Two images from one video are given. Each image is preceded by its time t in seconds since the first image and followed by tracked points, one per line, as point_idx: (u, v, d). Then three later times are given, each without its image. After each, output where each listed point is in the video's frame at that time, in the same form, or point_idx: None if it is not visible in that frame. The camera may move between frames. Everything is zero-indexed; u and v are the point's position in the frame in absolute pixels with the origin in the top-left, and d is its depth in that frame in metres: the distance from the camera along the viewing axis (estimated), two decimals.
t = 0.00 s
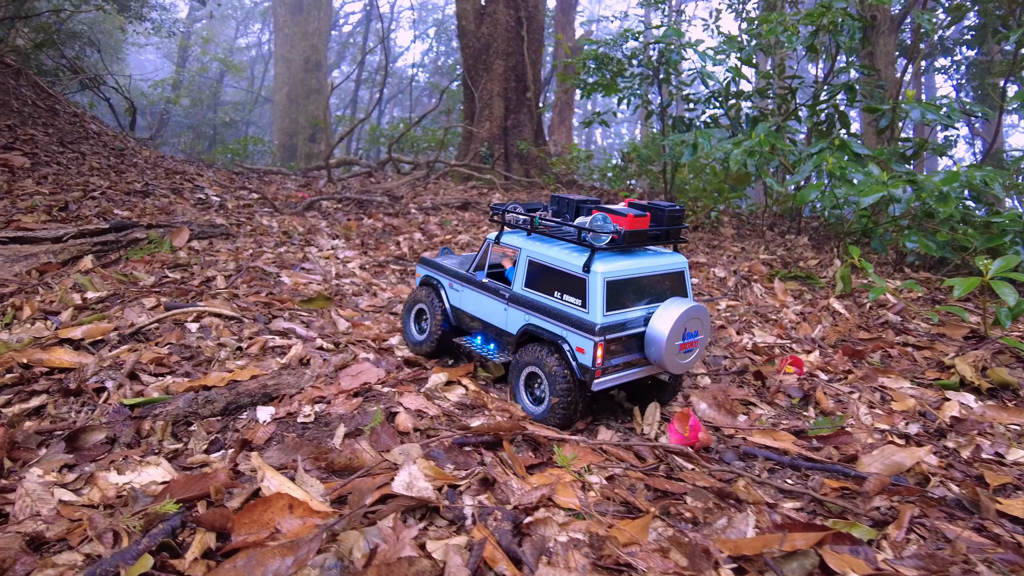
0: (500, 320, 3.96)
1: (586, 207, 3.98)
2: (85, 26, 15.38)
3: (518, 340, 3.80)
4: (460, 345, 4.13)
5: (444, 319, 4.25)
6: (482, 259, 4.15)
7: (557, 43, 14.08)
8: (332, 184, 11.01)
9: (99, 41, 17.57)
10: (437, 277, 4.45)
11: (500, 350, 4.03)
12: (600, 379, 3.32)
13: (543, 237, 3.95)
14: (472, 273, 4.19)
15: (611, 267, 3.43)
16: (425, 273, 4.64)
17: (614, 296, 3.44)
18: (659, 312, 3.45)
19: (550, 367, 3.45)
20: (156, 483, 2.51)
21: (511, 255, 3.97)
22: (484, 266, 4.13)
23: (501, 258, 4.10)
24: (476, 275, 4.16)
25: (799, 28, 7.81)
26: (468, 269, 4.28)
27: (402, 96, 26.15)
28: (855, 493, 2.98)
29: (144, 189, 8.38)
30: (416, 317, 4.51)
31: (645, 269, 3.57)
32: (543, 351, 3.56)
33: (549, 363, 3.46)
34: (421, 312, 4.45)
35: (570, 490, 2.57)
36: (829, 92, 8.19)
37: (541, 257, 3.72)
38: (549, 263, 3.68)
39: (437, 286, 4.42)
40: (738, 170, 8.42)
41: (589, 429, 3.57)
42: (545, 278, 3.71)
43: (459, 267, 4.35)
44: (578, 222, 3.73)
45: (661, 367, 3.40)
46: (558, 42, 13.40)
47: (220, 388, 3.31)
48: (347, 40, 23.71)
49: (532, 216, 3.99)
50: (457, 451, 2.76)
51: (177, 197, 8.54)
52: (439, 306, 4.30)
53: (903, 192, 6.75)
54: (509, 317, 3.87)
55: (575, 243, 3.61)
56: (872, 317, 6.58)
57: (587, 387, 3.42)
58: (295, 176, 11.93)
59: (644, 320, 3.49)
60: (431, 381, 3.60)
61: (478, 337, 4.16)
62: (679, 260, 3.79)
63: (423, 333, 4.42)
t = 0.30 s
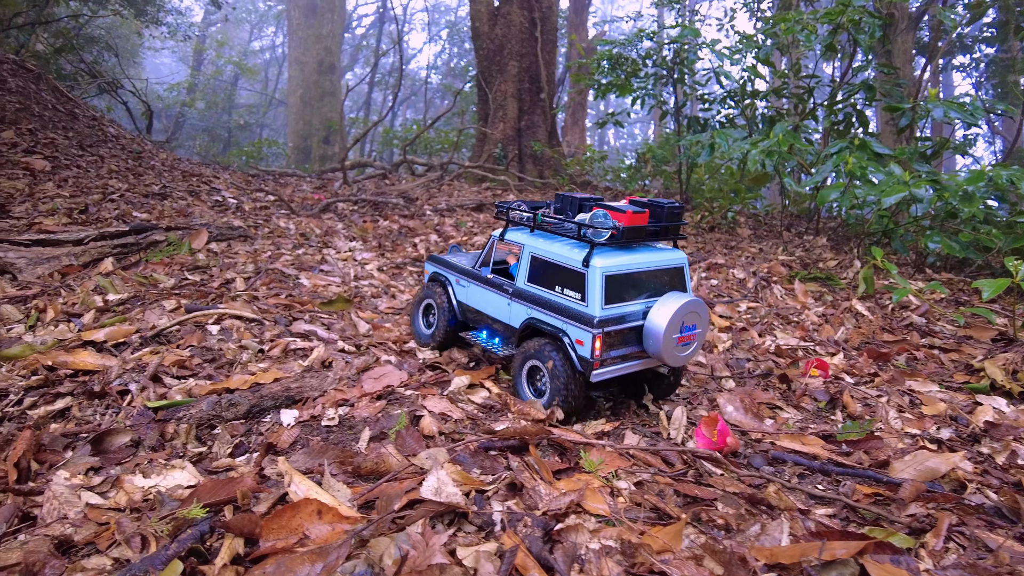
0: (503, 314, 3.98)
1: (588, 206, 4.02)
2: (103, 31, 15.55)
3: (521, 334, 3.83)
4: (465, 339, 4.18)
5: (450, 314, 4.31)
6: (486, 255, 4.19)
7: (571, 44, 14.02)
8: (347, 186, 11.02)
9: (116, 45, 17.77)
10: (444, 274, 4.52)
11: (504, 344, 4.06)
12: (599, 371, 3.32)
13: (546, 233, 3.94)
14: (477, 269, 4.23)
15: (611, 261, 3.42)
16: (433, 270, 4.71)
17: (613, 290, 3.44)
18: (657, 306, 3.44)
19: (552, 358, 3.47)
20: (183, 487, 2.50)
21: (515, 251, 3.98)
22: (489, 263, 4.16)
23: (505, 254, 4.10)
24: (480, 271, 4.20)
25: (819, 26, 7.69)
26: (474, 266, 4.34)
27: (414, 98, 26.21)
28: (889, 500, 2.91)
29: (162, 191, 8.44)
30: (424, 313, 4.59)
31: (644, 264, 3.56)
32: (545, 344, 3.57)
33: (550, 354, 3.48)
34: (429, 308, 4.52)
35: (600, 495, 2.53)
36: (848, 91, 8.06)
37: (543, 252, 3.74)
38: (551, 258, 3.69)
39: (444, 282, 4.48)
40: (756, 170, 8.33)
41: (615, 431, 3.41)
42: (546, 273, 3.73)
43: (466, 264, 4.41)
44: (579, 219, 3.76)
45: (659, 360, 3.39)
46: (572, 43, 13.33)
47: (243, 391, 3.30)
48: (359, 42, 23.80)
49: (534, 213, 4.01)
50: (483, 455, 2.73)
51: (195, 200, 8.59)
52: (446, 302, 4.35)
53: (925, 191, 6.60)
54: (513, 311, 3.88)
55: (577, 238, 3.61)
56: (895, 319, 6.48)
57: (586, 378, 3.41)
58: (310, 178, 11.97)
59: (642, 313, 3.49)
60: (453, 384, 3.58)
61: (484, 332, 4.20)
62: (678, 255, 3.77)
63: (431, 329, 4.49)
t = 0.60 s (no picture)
0: (505, 309, 4.06)
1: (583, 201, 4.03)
2: (121, 36, 15.74)
3: (520, 326, 3.91)
4: (469, 334, 4.25)
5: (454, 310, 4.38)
6: (488, 253, 4.29)
7: (584, 45, 13.97)
8: (361, 188, 11.05)
9: (133, 50, 17.99)
10: (447, 272, 4.59)
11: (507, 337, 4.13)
12: (595, 358, 3.41)
13: (543, 229, 4.02)
14: (479, 266, 4.31)
15: (604, 253, 3.54)
16: (436, 269, 4.79)
17: (607, 281, 3.54)
18: (651, 295, 3.56)
19: (549, 345, 3.57)
20: (210, 487, 2.51)
21: (515, 247, 4.08)
22: (490, 260, 4.26)
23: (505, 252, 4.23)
24: (483, 268, 4.28)
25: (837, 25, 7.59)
26: (476, 263, 4.41)
27: (427, 100, 26.27)
28: (917, 505, 2.87)
29: (180, 194, 8.52)
30: (429, 311, 4.66)
31: (636, 256, 3.68)
32: (543, 332, 3.67)
33: (548, 342, 3.58)
34: (434, 305, 4.60)
35: (624, 498, 2.52)
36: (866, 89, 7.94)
37: (540, 247, 3.84)
38: (548, 252, 3.80)
39: (447, 280, 4.55)
40: (773, 171, 8.25)
41: (637, 433, 3.38)
42: (544, 267, 3.83)
43: (468, 262, 4.48)
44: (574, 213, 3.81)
45: (653, 347, 3.50)
46: (586, 44, 13.27)
47: (266, 392, 3.32)
48: (373, 45, 23.89)
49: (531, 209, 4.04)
50: (506, 456, 2.72)
51: (213, 202, 8.67)
52: (450, 299, 4.43)
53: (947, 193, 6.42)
54: (513, 305, 3.96)
55: (572, 232, 3.70)
56: (917, 320, 6.38)
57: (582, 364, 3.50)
58: (325, 180, 12.02)
59: (636, 303, 3.60)
60: (474, 386, 3.58)
61: (487, 326, 4.28)
62: (669, 248, 3.89)
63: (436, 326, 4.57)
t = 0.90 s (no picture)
0: (514, 310, 4.07)
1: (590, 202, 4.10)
2: (138, 40, 15.87)
3: (529, 327, 3.91)
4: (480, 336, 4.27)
5: (465, 313, 4.41)
6: (496, 255, 4.31)
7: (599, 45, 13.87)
8: (376, 190, 11.03)
9: (149, 54, 18.14)
10: (457, 275, 4.63)
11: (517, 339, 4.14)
12: (603, 358, 3.39)
13: (549, 230, 4.05)
14: (488, 269, 4.34)
15: (609, 253, 3.52)
16: (448, 272, 4.83)
17: (614, 281, 3.52)
18: (658, 294, 3.53)
19: (556, 345, 3.56)
20: (232, 496, 2.48)
21: (522, 249, 4.10)
22: (498, 261, 4.31)
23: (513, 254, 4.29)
24: (492, 270, 4.31)
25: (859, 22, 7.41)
26: (485, 265, 4.44)
27: (440, 102, 26.27)
28: (957, 518, 2.77)
29: (197, 197, 8.55)
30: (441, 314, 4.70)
31: (643, 255, 3.64)
32: (550, 333, 3.66)
33: (555, 342, 3.57)
34: (445, 308, 4.64)
35: (655, 511, 2.45)
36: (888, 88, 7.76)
37: (546, 249, 3.85)
38: (554, 254, 3.79)
39: (457, 283, 4.59)
40: (793, 171, 8.12)
41: (665, 441, 3.31)
42: (551, 269, 3.82)
43: (477, 264, 4.51)
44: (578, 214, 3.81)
45: (662, 346, 3.48)
46: (601, 44, 13.17)
47: (286, 399, 3.28)
48: (386, 47, 23.94)
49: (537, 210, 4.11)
50: (532, 466, 2.66)
51: (229, 204, 8.69)
52: (459, 302, 4.47)
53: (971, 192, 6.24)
54: (521, 306, 3.97)
55: (577, 234, 3.71)
56: (944, 323, 6.24)
57: (591, 366, 3.48)
58: (340, 182, 12.03)
59: (644, 302, 3.57)
60: (496, 393, 3.53)
61: (497, 328, 4.30)
62: (677, 245, 3.85)
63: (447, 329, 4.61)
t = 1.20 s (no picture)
0: (517, 307, 4.14)
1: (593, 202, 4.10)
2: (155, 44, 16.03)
3: (531, 324, 3.99)
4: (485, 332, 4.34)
5: (469, 309, 4.50)
6: (500, 253, 4.36)
7: (612, 45, 13.78)
8: (390, 192, 11.04)
9: (166, 57, 18.33)
10: (462, 271, 4.70)
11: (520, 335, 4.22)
12: (602, 357, 3.48)
13: (552, 231, 4.06)
14: (492, 265, 4.40)
15: (610, 255, 3.57)
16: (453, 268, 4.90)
17: (614, 281, 3.57)
18: (657, 295, 3.59)
19: (558, 341, 3.63)
20: (248, 501, 2.47)
21: (525, 248, 4.15)
22: (502, 259, 4.31)
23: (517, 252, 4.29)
24: (495, 267, 4.37)
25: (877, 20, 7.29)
26: (489, 262, 4.50)
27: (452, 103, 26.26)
28: (986, 527, 2.69)
29: (212, 199, 8.60)
30: (446, 309, 4.79)
31: (643, 256, 3.69)
32: (552, 329, 3.74)
33: (556, 338, 3.64)
34: (450, 304, 4.72)
35: (674, 518, 2.40)
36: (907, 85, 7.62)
37: (548, 248, 3.89)
38: (556, 253, 3.83)
39: (462, 279, 4.66)
40: (810, 171, 8.00)
41: (684, 446, 3.26)
42: (552, 267, 3.88)
43: (482, 260, 4.58)
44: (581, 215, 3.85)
45: (660, 345, 3.54)
46: (615, 44, 13.10)
47: (301, 402, 3.27)
48: (399, 49, 24.00)
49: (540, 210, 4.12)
50: (549, 472, 2.63)
51: (244, 206, 8.74)
52: (465, 298, 4.55)
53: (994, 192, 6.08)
54: (524, 303, 4.04)
55: (578, 234, 3.74)
56: (967, 326, 6.11)
57: (590, 364, 3.56)
58: (354, 183, 12.06)
59: (643, 302, 3.63)
60: (512, 397, 3.49)
61: (501, 324, 4.38)
62: (677, 247, 3.89)
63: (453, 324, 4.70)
